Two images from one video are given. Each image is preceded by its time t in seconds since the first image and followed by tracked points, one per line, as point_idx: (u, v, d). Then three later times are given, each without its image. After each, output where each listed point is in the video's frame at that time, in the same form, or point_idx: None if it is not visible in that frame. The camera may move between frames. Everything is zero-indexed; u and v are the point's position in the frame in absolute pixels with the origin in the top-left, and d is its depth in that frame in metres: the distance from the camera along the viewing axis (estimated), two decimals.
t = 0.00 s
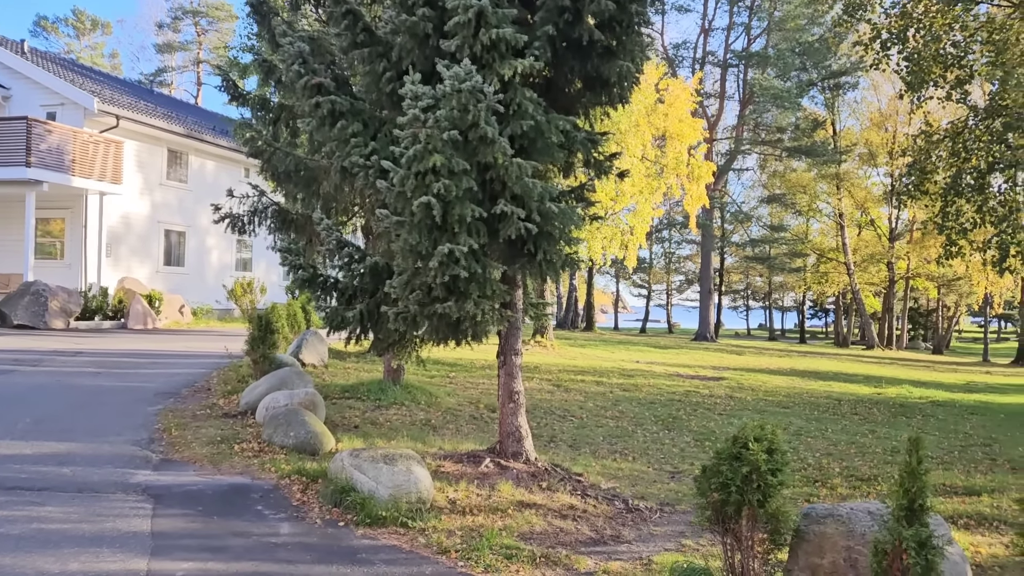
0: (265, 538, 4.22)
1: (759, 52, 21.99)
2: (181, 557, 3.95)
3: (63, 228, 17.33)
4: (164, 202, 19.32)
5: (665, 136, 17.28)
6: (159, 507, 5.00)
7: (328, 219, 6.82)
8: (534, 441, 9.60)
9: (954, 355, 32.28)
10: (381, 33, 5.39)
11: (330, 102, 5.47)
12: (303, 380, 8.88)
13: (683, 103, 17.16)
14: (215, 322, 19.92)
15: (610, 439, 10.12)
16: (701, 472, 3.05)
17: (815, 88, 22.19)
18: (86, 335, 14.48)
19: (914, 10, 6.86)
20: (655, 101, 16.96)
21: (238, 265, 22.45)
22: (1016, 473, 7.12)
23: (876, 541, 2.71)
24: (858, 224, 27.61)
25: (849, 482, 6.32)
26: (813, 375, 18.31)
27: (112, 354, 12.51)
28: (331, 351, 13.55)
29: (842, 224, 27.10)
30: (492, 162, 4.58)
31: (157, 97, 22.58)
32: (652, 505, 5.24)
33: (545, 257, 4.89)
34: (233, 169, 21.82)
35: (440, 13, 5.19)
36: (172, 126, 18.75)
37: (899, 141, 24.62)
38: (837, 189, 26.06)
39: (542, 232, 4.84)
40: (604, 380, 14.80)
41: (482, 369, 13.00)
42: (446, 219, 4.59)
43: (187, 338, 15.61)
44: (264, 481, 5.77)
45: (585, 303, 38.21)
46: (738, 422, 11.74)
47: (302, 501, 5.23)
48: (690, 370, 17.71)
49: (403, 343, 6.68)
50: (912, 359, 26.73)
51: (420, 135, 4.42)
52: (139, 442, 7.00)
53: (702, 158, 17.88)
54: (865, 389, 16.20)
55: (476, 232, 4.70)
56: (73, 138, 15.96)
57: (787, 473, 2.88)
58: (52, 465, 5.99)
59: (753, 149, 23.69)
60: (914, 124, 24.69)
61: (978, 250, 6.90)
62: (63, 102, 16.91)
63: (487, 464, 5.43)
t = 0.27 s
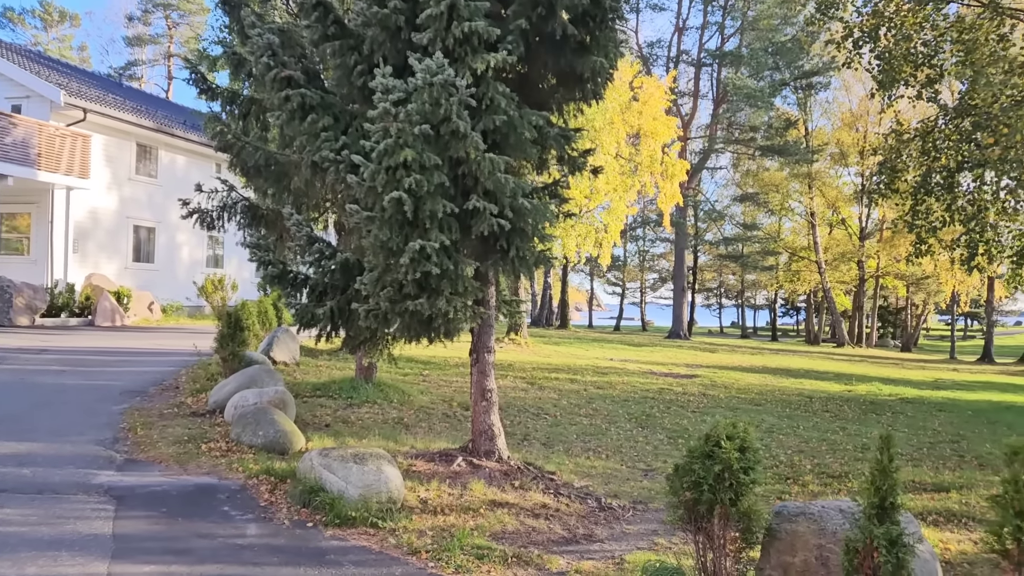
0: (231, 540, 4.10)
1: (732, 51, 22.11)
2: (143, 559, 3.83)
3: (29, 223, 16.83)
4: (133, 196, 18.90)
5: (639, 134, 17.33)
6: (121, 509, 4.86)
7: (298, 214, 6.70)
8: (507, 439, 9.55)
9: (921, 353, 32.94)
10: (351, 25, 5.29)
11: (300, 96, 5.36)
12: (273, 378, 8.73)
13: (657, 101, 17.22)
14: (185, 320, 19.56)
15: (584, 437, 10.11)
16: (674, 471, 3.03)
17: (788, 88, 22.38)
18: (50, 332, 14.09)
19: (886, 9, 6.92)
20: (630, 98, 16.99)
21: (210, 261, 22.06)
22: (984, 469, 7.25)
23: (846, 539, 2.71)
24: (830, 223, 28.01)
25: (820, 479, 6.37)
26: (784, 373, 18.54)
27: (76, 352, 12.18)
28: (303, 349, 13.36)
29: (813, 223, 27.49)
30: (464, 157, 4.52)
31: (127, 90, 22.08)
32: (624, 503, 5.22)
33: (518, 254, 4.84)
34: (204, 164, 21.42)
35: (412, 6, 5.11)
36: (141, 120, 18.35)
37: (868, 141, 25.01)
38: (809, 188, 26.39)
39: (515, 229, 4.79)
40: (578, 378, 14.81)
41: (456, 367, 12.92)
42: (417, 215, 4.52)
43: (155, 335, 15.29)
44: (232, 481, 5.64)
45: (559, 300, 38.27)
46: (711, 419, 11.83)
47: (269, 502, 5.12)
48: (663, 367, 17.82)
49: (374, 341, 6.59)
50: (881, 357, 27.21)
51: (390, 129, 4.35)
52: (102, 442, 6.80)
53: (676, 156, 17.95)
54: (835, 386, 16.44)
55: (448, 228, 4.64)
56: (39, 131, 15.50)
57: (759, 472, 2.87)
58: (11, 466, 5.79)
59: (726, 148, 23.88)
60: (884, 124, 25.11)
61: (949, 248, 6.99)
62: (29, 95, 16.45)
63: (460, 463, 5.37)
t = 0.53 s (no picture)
0: (192, 544, 3.96)
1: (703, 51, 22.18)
2: (99, 565, 3.67)
3: None
4: (95, 190, 18.37)
5: (611, 133, 17.37)
6: (78, 512, 4.67)
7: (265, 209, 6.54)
8: (478, 438, 9.49)
9: (884, 351, 33.66)
10: (320, 16, 5.17)
11: (266, 87, 5.22)
12: (238, 377, 8.53)
13: (628, 99, 17.27)
14: (150, 317, 19.10)
15: (555, 436, 10.09)
16: (647, 471, 3.00)
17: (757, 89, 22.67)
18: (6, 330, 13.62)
19: (858, 8, 6.99)
20: (601, 96, 17.00)
21: (175, 257, 21.57)
22: (949, 466, 7.38)
23: (820, 538, 2.70)
24: (797, 223, 28.47)
25: (790, 477, 6.42)
26: (753, 371, 18.77)
27: (33, 350, 11.79)
28: (271, 347, 13.13)
29: (781, 223, 27.90)
30: (435, 151, 4.43)
31: (90, 82, 21.47)
32: (596, 502, 5.19)
33: (490, 250, 4.76)
34: (170, 158, 20.92)
35: None
36: (105, 113, 17.83)
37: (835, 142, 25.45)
38: (777, 188, 26.76)
39: (487, 225, 4.71)
40: (549, 376, 14.80)
41: (426, 365, 12.81)
42: (387, 209, 4.43)
43: (117, 332, 14.90)
44: (194, 483, 5.48)
45: (530, 299, 38.28)
46: (681, 418, 11.90)
47: (234, 504, 4.98)
48: (634, 365, 17.90)
49: (343, 339, 6.46)
50: (847, 355, 27.72)
51: (359, 121, 4.25)
52: (59, 443, 6.57)
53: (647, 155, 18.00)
54: (802, 384, 16.69)
55: (418, 224, 4.55)
56: None
57: (733, 471, 2.85)
58: None
59: (696, 148, 24.07)
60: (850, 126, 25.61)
61: (917, 246, 7.07)
62: None
63: (429, 462, 5.29)
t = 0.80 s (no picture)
0: (150, 553, 3.79)
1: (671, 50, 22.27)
2: None
3: None
4: (52, 182, 17.78)
5: (580, 130, 17.36)
6: (28, 519, 4.46)
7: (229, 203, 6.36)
8: (447, 438, 9.40)
9: (846, 349, 34.39)
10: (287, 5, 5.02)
11: (231, 78, 5.06)
12: (201, 376, 8.30)
13: (598, 97, 17.26)
14: (110, 313, 18.58)
15: (525, 435, 10.05)
16: (622, 476, 2.96)
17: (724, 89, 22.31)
18: None
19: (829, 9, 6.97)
20: (571, 94, 16.94)
21: (136, 252, 21.01)
22: (912, 465, 7.51)
23: (800, 544, 2.68)
24: (762, 222, 28.90)
25: (760, 477, 6.47)
26: (719, 369, 18.99)
27: None
28: (235, 345, 12.85)
29: (746, 222, 28.28)
30: (405, 146, 4.33)
31: (48, 72, 20.76)
32: (567, 504, 5.15)
33: (462, 248, 4.66)
34: (131, 151, 20.35)
35: None
36: (63, 104, 17.23)
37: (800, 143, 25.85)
38: (742, 188, 27.09)
39: (458, 222, 4.62)
40: (518, 374, 14.75)
41: (394, 363, 12.66)
42: (356, 205, 4.31)
43: (74, 329, 14.45)
44: (153, 487, 5.29)
45: (498, 296, 38.24)
46: (651, 416, 11.95)
47: (194, 509, 4.81)
48: (602, 363, 17.96)
49: (310, 337, 6.32)
50: (810, 353, 28.24)
51: (328, 114, 4.13)
52: (11, 445, 6.30)
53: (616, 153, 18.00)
54: (768, 382, 16.93)
55: (388, 221, 4.44)
56: None
57: (710, 476, 2.82)
58: None
59: (663, 147, 24.22)
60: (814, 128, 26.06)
61: (884, 247, 7.17)
62: None
63: (399, 465, 5.18)
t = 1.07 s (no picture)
0: (103, 563, 3.59)
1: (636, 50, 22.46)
2: None
3: None
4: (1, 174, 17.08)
5: (546, 128, 17.33)
6: None
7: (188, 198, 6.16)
8: (413, 439, 9.28)
9: (804, 348, 35.16)
10: None
11: (191, 68, 4.87)
12: (158, 376, 8.03)
13: (565, 95, 17.23)
14: (63, 309, 17.94)
15: (492, 435, 9.98)
16: (598, 480, 2.92)
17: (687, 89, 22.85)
18: None
19: (797, 10, 7.05)
20: (537, 92, 16.90)
21: (91, 247, 20.34)
22: (875, 464, 7.65)
23: (778, 549, 2.67)
24: (723, 222, 29.36)
25: (728, 477, 6.51)
26: (683, 367, 19.20)
27: None
28: (194, 343, 12.51)
29: (707, 222, 28.69)
30: (374, 141, 4.21)
31: None
32: (537, 507, 5.09)
33: (431, 246, 4.56)
34: (86, 143, 19.69)
35: None
36: (14, 93, 16.57)
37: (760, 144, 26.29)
38: (704, 188, 27.43)
39: (428, 219, 4.51)
40: (483, 373, 14.67)
41: (358, 362, 12.47)
42: (322, 201, 4.19)
43: (23, 327, 13.90)
44: (107, 492, 5.08)
45: (462, 294, 38.09)
46: (617, 416, 12.00)
47: (151, 516, 4.62)
48: (567, 362, 17.99)
49: (273, 336, 6.15)
50: (770, 352, 28.76)
51: (293, 106, 4.00)
52: None
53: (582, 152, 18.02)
54: (731, 381, 17.16)
55: (355, 217, 4.31)
56: None
57: (687, 482, 2.78)
58: None
59: (627, 146, 24.34)
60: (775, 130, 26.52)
61: (848, 249, 7.29)
62: None
63: (364, 467, 5.07)
